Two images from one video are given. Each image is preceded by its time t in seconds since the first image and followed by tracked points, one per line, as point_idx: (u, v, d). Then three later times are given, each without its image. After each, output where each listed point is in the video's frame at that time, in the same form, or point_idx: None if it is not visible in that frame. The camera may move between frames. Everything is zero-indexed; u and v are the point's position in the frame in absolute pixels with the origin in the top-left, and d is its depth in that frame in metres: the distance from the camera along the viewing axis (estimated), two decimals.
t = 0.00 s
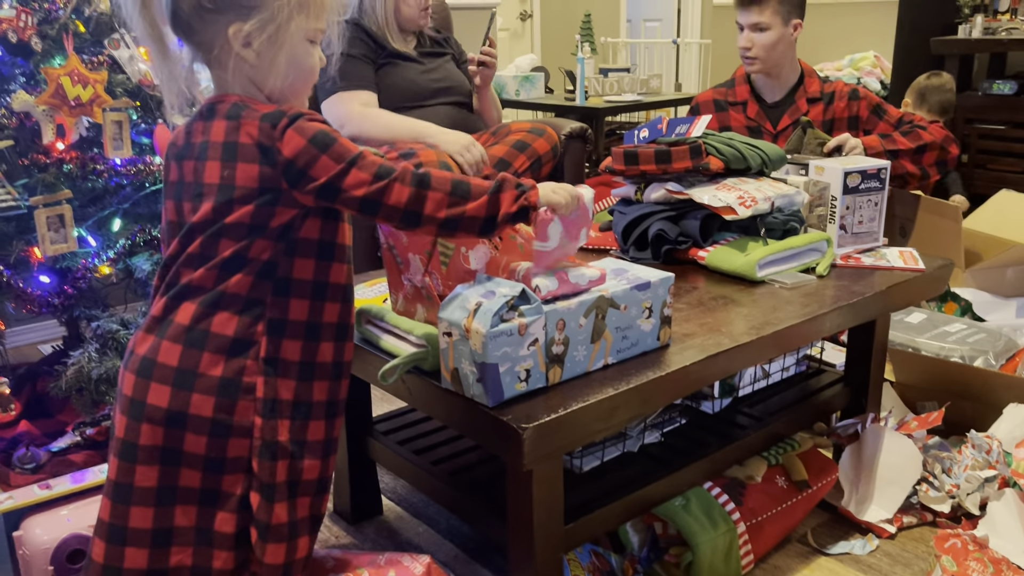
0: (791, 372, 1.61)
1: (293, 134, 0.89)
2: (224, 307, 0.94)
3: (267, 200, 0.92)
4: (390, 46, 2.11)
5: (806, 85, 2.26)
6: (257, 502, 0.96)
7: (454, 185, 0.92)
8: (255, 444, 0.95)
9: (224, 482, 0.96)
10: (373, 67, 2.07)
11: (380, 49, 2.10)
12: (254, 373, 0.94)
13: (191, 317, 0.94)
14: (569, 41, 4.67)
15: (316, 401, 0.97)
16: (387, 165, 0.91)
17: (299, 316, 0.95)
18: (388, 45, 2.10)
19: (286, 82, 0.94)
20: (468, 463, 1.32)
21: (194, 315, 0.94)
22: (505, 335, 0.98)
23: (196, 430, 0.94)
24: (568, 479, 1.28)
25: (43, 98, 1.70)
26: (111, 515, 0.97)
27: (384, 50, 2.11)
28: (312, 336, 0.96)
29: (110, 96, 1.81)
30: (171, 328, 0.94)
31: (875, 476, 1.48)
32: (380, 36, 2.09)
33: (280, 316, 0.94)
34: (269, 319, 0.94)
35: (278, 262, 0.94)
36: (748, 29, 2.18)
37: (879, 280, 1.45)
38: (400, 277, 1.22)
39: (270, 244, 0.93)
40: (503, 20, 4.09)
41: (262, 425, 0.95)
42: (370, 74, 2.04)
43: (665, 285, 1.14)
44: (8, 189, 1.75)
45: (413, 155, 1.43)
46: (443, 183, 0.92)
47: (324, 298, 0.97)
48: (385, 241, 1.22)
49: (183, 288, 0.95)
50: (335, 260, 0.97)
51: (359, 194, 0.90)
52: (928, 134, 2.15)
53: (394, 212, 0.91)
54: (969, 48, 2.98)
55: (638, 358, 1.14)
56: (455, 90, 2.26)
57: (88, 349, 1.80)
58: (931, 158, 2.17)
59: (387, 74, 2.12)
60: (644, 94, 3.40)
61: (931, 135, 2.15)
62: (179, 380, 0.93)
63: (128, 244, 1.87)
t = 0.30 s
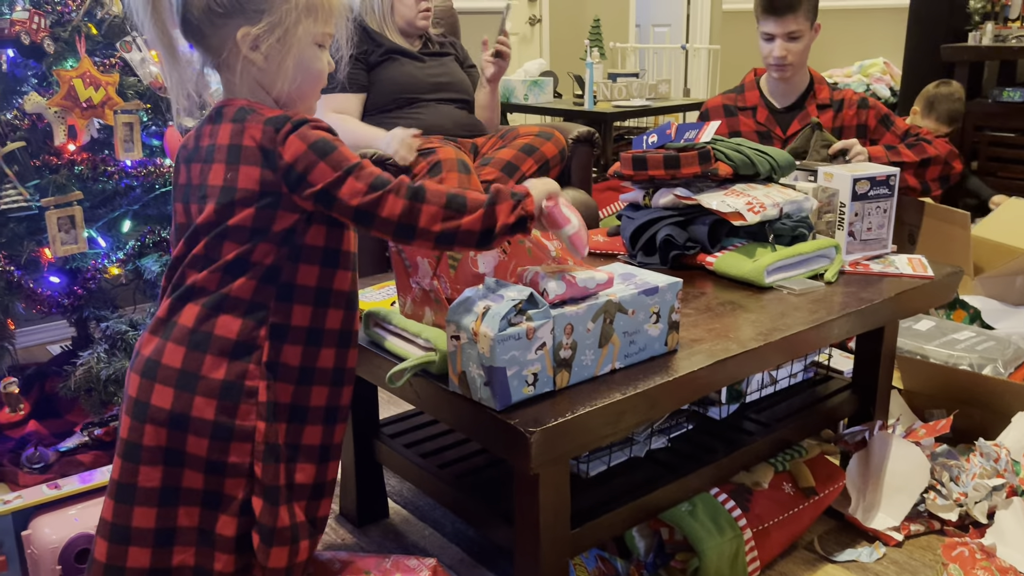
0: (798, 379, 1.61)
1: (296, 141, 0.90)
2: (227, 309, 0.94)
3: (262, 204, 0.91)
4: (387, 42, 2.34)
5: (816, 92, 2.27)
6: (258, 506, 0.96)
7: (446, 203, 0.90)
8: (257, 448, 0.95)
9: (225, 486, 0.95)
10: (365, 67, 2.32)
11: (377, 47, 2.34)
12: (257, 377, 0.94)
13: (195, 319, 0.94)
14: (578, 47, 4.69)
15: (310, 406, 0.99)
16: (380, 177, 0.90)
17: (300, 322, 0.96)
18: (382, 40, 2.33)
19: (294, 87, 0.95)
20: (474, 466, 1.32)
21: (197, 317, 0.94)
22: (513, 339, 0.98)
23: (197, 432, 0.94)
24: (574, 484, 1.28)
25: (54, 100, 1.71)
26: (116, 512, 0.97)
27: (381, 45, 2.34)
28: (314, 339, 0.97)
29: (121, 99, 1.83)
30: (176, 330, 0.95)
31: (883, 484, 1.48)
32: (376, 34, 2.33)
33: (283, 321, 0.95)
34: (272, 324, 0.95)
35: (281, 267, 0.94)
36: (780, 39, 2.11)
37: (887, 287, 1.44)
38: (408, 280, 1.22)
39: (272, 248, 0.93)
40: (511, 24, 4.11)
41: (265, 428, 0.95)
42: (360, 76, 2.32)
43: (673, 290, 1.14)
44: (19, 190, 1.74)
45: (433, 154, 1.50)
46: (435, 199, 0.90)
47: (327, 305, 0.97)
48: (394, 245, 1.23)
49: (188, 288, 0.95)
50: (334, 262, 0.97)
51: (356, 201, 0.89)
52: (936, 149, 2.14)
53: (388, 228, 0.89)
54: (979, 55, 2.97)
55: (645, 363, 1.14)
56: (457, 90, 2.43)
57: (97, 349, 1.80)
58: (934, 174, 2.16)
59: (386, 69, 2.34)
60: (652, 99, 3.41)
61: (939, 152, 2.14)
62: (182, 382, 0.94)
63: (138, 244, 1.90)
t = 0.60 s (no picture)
0: (808, 387, 1.60)
1: (239, 147, 0.86)
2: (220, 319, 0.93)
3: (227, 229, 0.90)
4: (398, 52, 2.37)
5: (829, 100, 2.27)
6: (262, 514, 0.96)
7: (355, 215, 0.81)
8: (259, 458, 0.94)
9: (230, 495, 0.95)
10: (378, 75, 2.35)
11: (387, 56, 2.37)
12: (253, 390, 0.93)
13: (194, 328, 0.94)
14: (589, 53, 4.69)
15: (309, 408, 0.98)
16: (303, 203, 0.81)
17: (289, 328, 0.95)
18: (393, 50, 2.37)
19: (275, 81, 0.91)
20: (483, 471, 1.32)
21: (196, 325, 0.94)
22: (523, 344, 0.98)
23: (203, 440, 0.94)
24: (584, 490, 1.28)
25: (70, 104, 1.73)
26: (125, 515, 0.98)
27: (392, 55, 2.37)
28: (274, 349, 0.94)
29: (136, 103, 1.84)
30: (181, 338, 0.95)
31: (893, 492, 1.47)
32: (387, 43, 2.37)
33: (274, 332, 0.94)
34: (264, 336, 0.94)
35: (264, 279, 0.92)
36: (801, 52, 2.11)
37: (898, 296, 1.44)
38: (419, 285, 1.23)
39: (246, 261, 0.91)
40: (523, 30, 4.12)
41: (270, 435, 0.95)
42: (372, 83, 2.31)
43: (683, 297, 1.14)
44: (35, 194, 1.75)
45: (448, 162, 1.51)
46: (345, 225, 0.80)
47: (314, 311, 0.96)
48: (404, 250, 1.23)
49: (188, 295, 0.95)
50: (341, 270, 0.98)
51: (281, 219, 0.82)
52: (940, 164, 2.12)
53: (309, 250, 0.81)
54: (992, 64, 2.97)
55: (655, 370, 1.14)
56: (466, 96, 2.48)
57: (109, 352, 1.81)
58: (934, 192, 2.14)
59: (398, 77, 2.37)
60: (663, 106, 3.41)
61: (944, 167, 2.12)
62: (188, 390, 0.94)
63: (151, 248, 1.92)
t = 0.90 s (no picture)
0: (821, 396, 1.60)
1: (168, 164, 0.86)
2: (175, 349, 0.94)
3: (164, 253, 0.90)
4: (413, 61, 2.38)
5: (840, 109, 2.26)
6: (255, 530, 0.98)
7: (274, 249, 0.83)
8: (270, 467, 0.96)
9: (236, 505, 0.97)
10: (391, 84, 2.35)
11: (402, 65, 2.37)
12: (223, 413, 0.94)
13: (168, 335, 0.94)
14: (603, 61, 4.70)
15: (315, 413, 1.00)
16: (223, 227, 0.83)
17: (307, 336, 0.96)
18: (406, 59, 2.38)
19: (220, 92, 0.88)
20: (495, 477, 1.32)
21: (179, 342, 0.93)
22: (537, 350, 0.98)
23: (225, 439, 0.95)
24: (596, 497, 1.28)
25: (88, 110, 1.75)
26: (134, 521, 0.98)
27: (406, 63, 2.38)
28: (228, 369, 0.93)
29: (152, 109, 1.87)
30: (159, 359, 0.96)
31: (906, 503, 1.47)
32: (400, 52, 2.38)
33: (231, 351, 0.93)
34: (223, 357, 0.93)
35: (211, 299, 0.92)
36: (818, 63, 2.11)
37: (913, 305, 1.44)
38: (433, 291, 1.23)
39: (186, 280, 0.91)
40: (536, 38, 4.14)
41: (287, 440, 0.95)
42: (386, 91, 2.32)
43: (697, 305, 1.15)
44: (53, 198, 1.78)
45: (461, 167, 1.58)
46: (262, 257, 0.83)
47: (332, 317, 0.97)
48: (418, 256, 1.24)
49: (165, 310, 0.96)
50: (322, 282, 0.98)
51: (199, 242, 0.84)
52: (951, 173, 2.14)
53: (224, 277, 0.83)
54: (1007, 73, 2.96)
55: (668, 377, 1.14)
56: (479, 104, 2.50)
57: (124, 355, 1.83)
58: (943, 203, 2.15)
59: (413, 85, 2.38)
60: (676, 114, 3.42)
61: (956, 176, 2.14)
62: (171, 413, 0.96)
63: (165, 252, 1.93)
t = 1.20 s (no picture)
0: (834, 407, 1.59)
1: (108, 180, 0.83)
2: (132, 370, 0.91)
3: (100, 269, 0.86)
4: (421, 73, 2.39)
5: (853, 117, 2.25)
6: (208, 564, 0.93)
7: (181, 309, 0.80)
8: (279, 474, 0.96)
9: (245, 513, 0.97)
10: (399, 96, 2.36)
11: (412, 76, 2.39)
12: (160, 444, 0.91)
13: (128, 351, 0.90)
14: (615, 69, 4.71)
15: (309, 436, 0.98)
16: (137, 271, 0.80)
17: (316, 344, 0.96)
18: (415, 69, 2.39)
19: (181, 108, 0.83)
20: (506, 485, 1.32)
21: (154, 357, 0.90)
22: (549, 358, 0.98)
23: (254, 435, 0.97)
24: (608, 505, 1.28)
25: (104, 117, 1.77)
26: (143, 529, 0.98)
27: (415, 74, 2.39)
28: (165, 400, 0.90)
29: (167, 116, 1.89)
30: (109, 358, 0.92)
31: (920, 514, 1.45)
32: (408, 64, 2.39)
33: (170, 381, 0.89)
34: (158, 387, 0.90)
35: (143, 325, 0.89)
36: (830, 70, 2.11)
37: (927, 315, 1.43)
38: (445, 298, 1.24)
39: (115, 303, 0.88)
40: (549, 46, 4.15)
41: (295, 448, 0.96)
42: (395, 103, 2.33)
43: (710, 313, 1.14)
44: (69, 203, 1.81)
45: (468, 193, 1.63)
46: (167, 317, 0.80)
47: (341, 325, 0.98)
48: (432, 263, 1.24)
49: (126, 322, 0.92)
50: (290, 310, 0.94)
51: (112, 277, 0.81)
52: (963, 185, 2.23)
53: (127, 324, 0.81)
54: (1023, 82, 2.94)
55: (680, 386, 1.13)
56: (490, 114, 2.50)
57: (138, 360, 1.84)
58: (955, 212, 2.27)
59: (424, 94, 2.39)
60: (688, 122, 3.41)
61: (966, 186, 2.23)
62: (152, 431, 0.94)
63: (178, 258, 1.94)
